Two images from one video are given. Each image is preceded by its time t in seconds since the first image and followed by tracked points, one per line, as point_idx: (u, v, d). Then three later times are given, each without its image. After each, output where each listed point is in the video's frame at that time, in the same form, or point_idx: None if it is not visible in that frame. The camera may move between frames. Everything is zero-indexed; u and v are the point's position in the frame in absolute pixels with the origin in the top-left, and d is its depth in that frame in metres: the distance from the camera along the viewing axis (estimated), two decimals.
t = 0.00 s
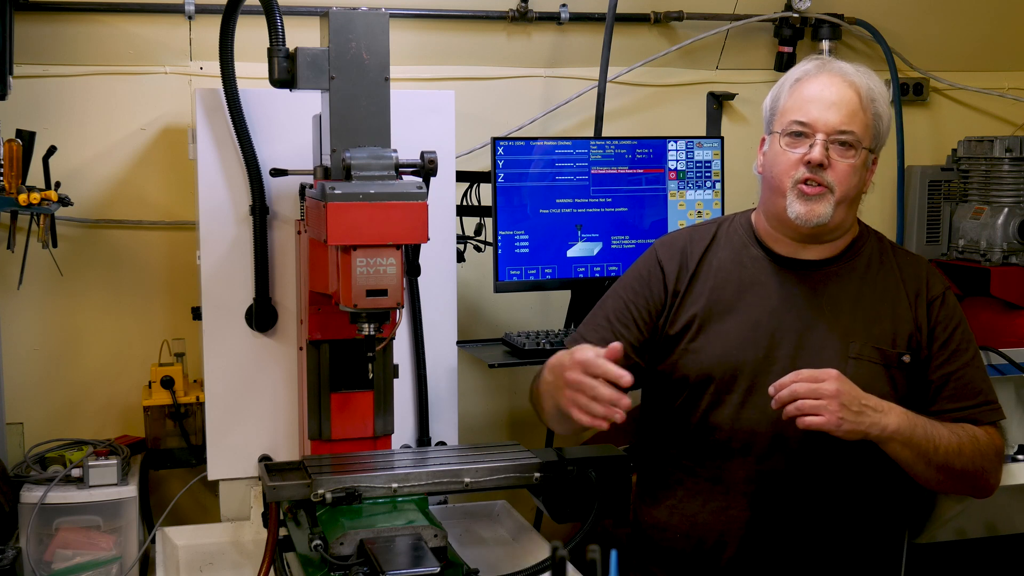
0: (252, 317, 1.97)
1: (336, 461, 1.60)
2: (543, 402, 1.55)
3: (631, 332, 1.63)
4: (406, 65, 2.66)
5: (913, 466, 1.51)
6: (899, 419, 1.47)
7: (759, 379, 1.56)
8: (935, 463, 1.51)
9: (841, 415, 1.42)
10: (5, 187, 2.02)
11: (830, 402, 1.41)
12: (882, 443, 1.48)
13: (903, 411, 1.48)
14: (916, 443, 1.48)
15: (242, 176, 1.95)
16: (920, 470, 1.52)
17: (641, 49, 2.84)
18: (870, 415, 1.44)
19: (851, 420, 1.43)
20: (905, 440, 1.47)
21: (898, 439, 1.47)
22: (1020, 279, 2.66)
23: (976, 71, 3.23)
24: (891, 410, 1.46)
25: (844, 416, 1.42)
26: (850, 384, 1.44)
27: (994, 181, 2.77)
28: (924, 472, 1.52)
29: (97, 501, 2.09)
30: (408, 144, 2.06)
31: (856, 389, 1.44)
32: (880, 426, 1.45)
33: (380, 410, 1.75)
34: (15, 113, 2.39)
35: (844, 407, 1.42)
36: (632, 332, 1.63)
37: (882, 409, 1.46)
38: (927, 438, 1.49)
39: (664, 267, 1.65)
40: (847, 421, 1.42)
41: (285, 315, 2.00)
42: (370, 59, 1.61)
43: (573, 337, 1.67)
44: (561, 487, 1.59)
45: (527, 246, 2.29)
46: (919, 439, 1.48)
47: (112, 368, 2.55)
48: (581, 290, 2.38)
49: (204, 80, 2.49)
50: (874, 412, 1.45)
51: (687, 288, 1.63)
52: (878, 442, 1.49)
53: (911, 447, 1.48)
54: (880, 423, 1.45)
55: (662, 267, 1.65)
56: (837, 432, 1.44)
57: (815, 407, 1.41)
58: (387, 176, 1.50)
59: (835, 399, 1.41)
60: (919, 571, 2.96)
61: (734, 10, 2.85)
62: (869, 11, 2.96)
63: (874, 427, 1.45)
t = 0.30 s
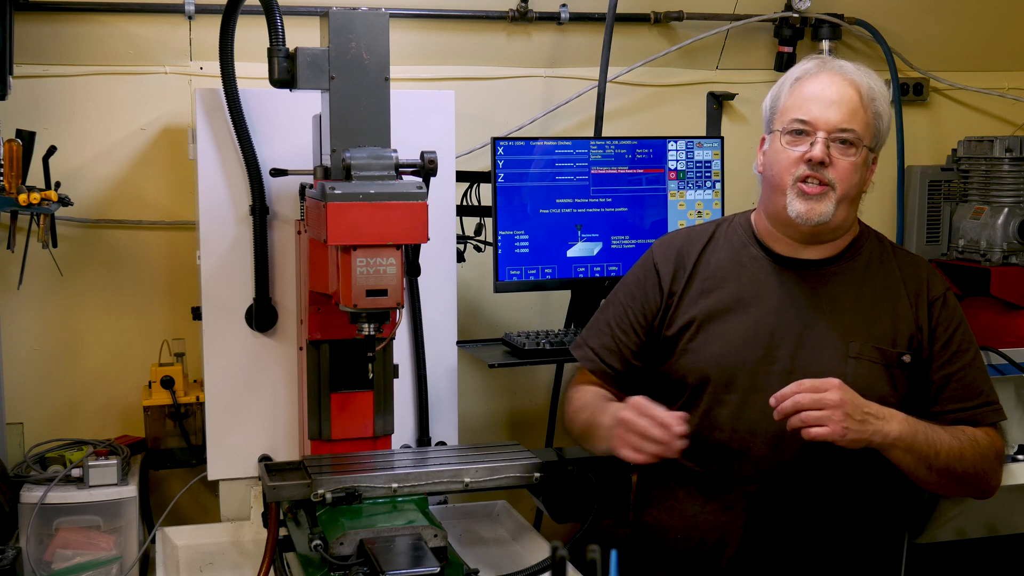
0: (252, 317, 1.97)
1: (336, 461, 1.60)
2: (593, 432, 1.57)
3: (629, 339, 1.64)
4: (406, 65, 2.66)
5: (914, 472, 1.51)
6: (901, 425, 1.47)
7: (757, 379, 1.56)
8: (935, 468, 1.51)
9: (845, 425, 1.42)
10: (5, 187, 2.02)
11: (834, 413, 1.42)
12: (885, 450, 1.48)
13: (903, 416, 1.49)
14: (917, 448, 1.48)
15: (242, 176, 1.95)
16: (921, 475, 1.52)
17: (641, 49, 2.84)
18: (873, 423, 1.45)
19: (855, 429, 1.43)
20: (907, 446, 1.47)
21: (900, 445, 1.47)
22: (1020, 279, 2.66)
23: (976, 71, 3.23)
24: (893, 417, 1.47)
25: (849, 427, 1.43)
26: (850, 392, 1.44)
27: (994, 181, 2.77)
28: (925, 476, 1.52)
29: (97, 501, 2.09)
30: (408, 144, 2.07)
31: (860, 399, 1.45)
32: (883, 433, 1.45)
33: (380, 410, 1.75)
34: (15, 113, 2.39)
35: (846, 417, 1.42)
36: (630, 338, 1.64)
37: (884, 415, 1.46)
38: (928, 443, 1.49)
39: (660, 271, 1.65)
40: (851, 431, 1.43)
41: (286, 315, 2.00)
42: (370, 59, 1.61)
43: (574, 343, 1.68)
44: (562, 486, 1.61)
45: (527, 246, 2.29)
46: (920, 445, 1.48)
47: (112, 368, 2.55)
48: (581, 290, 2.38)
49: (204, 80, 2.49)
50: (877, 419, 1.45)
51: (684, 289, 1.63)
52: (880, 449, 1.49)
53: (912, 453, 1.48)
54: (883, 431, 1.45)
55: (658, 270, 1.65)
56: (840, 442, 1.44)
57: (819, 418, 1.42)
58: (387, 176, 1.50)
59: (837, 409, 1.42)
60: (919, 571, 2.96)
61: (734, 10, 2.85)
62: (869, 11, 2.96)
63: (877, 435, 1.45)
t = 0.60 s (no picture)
0: (252, 317, 1.97)
1: (336, 461, 1.60)
2: (631, 439, 1.59)
3: (635, 339, 1.65)
4: (406, 65, 2.66)
5: (909, 472, 1.51)
6: (893, 426, 1.47)
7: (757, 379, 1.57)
8: (930, 469, 1.51)
9: (834, 426, 1.44)
10: (5, 187, 2.02)
11: (824, 415, 1.44)
12: (878, 451, 1.49)
13: (896, 417, 1.49)
14: (910, 449, 1.48)
15: (242, 176, 1.95)
16: (916, 476, 1.52)
17: (641, 49, 2.84)
18: (864, 424, 1.46)
19: (845, 430, 1.44)
20: (899, 447, 1.48)
21: (893, 447, 1.48)
22: (1020, 279, 2.66)
23: (976, 71, 3.23)
24: (885, 417, 1.47)
25: (839, 429, 1.44)
26: (840, 394, 1.46)
27: (994, 181, 2.77)
28: (920, 477, 1.52)
29: (97, 501, 2.09)
30: (408, 144, 2.06)
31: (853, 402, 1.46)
32: (875, 434, 1.46)
33: (380, 409, 1.75)
34: (15, 113, 2.39)
35: (836, 418, 1.44)
36: (635, 338, 1.65)
37: (876, 416, 1.47)
38: (922, 444, 1.50)
39: (664, 272, 1.65)
40: (842, 432, 1.44)
41: (286, 315, 2.00)
42: (370, 59, 1.61)
43: (580, 345, 1.70)
44: (563, 485, 1.63)
45: (527, 247, 2.29)
46: (913, 446, 1.49)
47: (112, 368, 2.55)
48: (581, 290, 2.38)
49: (204, 80, 2.49)
50: (867, 420, 1.46)
51: (686, 289, 1.63)
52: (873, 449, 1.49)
53: (905, 453, 1.48)
54: (875, 433, 1.46)
55: (662, 270, 1.65)
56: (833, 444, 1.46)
57: (807, 420, 1.44)
58: (387, 176, 1.50)
59: (826, 410, 1.44)
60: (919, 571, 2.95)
61: (734, 10, 2.85)
62: (868, 11, 2.96)
63: (868, 435, 1.46)
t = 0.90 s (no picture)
0: (252, 317, 1.97)
1: (336, 461, 1.60)
2: (633, 438, 1.59)
3: (637, 341, 1.65)
4: (406, 65, 2.66)
5: (907, 469, 1.51)
6: (891, 421, 1.47)
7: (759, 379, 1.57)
8: (929, 465, 1.51)
9: (831, 420, 1.44)
10: (5, 187, 2.02)
11: (820, 409, 1.44)
12: (876, 446, 1.48)
13: (895, 412, 1.49)
14: (909, 445, 1.48)
15: (242, 176, 1.95)
16: (915, 472, 1.52)
17: (641, 49, 2.84)
18: (862, 419, 1.45)
19: (842, 425, 1.44)
20: (898, 443, 1.47)
21: (891, 442, 1.47)
22: (1020, 280, 2.66)
23: (976, 71, 3.23)
24: (883, 412, 1.47)
25: (835, 424, 1.44)
26: (838, 389, 1.46)
27: (994, 181, 2.78)
28: (919, 474, 1.52)
29: (97, 501, 2.09)
30: (408, 144, 2.06)
31: (849, 397, 1.46)
32: (873, 429, 1.46)
33: (380, 409, 1.75)
34: (15, 113, 2.39)
35: (833, 413, 1.44)
36: (638, 340, 1.65)
37: (873, 411, 1.46)
38: (920, 440, 1.49)
39: (665, 273, 1.65)
40: (838, 427, 1.44)
41: (286, 315, 2.00)
42: (370, 59, 1.61)
43: (582, 346, 1.70)
44: (562, 486, 1.65)
45: (527, 247, 2.29)
46: (911, 441, 1.48)
47: (112, 368, 2.55)
48: (581, 289, 2.38)
49: (204, 80, 2.49)
50: (865, 415, 1.45)
51: (688, 290, 1.63)
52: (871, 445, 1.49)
53: (904, 449, 1.48)
54: (873, 428, 1.45)
55: (663, 272, 1.65)
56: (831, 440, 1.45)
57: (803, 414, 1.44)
58: (387, 176, 1.50)
59: (822, 405, 1.44)
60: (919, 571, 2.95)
61: (734, 10, 2.85)
62: (868, 11, 2.96)
63: (865, 430, 1.45)
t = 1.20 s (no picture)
0: (252, 317, 1.97)
1: (336, 461, 1.60)
2: (620, 420, 1.59)
3: (635, 340, 1.65)
4: (406, 65, 2.66)
5: (924, 456, 1.49)
6: (913, 406, 1.45)
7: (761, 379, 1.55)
8: (945, 453, 1.49)
9: (868, 394, 1.40)
10: (5, 187, 2.02)
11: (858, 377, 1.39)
12: (897, 431, 1.45)
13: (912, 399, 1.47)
14: (928, 431, 1.46)
15: (242, 176, 1.95)
16: (931, 460, 1.50)
17: (641, 49, 2.84)
18: (889, 398, 1.42)
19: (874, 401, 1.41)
20: (918, 428, 1.45)
21: (911, 429, 1.45)
22: (1019, 280, 2.66)
23: (976, 71, 3.23)
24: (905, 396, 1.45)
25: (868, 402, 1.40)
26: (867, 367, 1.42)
27: (994, 180, 2.78)
28: (936, 461, 1.50)
29: (97, 501, 2.09)
30: (408, 144, 2.06)
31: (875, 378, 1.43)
32: (898, 410, 1.43)
33: (380, 409, 1.75)
34: (15, 113, 2.39)
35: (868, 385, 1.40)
36: (636, 339, 1.65)
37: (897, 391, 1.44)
38: (937, 428, 1.48)
39: (663, 273, 1.65)
40: (872, 403, 1.41)
41: (286, 315, 2.00)
42: (370, 59, 1.61)
43: (580, 345, 1.70)
44: (562, 486, 1.61)
45: (527, 247, 2.29)
46: (930, 428, 1.47)
47: (112, 368, 2.55)
48: (581, 289, 2.38)
49: (204, 80, 2.49)
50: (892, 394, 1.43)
51: (686, 290, 1.63)
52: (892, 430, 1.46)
53: (924, 435, 1.46)
54: (898, 410, 1.43)
55: (661, 271, 1.66)
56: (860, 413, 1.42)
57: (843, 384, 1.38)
58: (387, 176, 1.50)
59: (861, 377, 1.39)
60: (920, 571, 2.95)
61: (734, 10, 2.85)
62: (868, 11, 2.96)
63: (892, 411, 1.42)
